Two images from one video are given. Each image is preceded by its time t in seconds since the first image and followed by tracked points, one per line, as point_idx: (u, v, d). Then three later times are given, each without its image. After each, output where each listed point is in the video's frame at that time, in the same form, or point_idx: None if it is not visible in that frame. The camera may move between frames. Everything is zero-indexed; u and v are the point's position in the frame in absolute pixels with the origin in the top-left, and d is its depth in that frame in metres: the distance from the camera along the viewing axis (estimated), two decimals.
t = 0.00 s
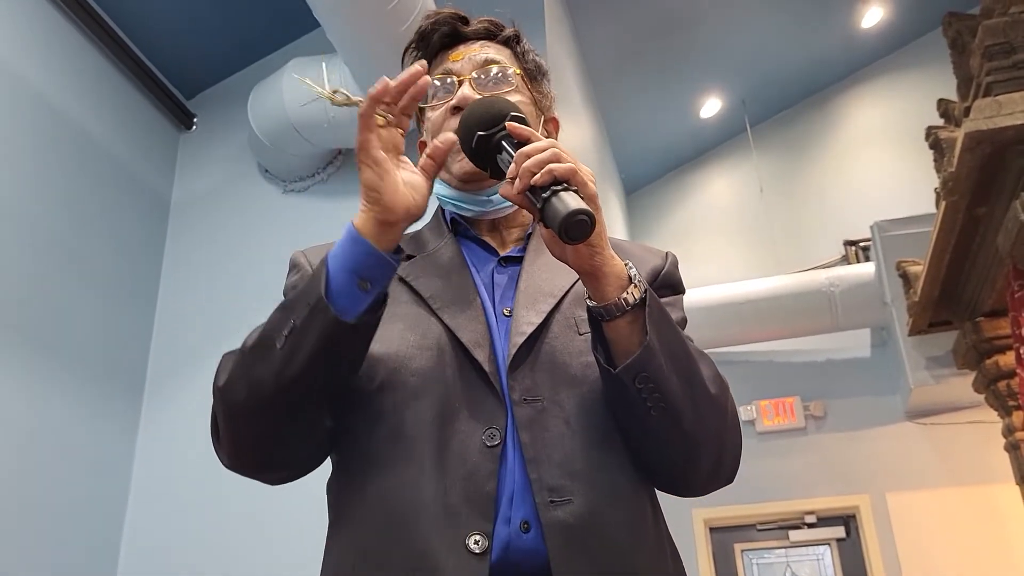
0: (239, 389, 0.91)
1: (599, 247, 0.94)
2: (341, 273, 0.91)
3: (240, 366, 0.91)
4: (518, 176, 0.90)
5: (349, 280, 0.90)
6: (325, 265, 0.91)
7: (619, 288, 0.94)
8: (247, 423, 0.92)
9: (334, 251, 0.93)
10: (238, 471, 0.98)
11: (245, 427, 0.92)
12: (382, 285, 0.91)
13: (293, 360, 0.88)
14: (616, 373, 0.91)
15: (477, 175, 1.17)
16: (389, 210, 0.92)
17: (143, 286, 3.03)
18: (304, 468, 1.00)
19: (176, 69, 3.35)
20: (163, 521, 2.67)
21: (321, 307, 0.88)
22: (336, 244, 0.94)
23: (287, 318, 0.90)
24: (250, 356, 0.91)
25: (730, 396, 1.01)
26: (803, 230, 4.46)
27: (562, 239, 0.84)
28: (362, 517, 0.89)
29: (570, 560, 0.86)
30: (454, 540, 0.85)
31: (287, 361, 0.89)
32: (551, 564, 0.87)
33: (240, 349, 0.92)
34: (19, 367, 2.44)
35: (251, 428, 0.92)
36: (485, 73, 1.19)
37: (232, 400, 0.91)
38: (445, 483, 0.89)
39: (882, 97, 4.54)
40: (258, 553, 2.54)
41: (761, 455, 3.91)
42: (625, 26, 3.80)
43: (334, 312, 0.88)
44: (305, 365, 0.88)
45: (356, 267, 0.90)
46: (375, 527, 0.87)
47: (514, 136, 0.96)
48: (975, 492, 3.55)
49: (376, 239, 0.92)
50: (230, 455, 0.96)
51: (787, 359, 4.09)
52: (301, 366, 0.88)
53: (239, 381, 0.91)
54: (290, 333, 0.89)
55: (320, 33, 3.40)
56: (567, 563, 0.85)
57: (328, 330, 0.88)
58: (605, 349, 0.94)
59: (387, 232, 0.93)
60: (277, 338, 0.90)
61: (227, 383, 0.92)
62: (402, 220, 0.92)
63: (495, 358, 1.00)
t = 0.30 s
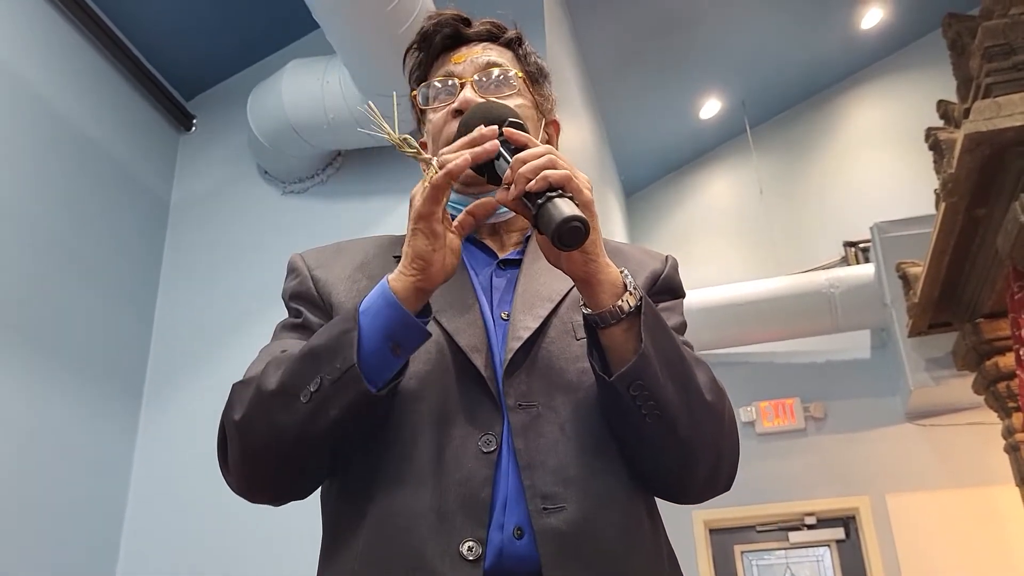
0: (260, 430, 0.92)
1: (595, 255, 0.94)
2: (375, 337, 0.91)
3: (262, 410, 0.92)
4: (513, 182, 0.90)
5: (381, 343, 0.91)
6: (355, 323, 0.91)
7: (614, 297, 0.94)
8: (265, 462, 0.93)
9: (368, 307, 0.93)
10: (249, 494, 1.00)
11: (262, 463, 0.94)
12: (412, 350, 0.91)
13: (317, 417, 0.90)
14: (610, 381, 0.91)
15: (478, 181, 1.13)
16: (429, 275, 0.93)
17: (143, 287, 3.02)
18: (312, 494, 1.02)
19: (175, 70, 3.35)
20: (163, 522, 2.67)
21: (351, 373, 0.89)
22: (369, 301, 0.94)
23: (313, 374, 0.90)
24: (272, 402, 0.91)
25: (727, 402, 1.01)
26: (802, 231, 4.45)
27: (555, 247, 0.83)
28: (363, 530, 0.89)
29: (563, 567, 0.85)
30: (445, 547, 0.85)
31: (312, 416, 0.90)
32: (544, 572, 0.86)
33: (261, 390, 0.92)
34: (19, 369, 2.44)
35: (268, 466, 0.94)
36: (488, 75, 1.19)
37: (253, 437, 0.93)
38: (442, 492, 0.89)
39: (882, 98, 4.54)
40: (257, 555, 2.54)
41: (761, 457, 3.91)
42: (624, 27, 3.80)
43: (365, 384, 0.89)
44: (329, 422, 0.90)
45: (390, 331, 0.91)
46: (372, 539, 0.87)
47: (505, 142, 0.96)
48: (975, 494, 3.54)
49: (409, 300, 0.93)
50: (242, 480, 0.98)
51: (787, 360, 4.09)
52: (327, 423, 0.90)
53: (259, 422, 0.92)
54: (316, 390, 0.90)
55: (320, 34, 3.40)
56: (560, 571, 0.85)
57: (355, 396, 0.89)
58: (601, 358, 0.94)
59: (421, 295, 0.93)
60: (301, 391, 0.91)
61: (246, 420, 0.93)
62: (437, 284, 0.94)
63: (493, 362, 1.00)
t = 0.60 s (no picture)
0: (262, 444, 0.91)
1: (583, 265, 0.94)
2: (380, 355, 0.91)
3: (265, 422, 0.91)
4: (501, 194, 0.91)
5: (386, 362, 0.91)
6: (360, 342, 0.91)
7: (604, 304, 0.94)
8: (266, 474, 0.93)
9: (374, 324, 0.93)
10: (247, 502, 0.99)
11: (263, 475, 0.93)
12: (417, 369, 0.92)
13: (322, 434, 0.89)
14: (602, 389, 0.91)
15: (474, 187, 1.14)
16: (435, 298, 0.94)
17: (142, 287, 3.03)
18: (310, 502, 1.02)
19: (174, 71, 3.36)
20: (161, 522, 2.68)
21: (358, 392, 0.89)
22: (376, 317, 0.94)
23: (319, 391, 0.90)
24: (276, 416, 0.91)
25: (722, 405, 1.01)
26: (802, 232, 4.45)
27: (541, 256, 0.85)
28: (360, 535, 0.89)
29: (559, 569, 0.85)
30: (444, 547, 0.85)
31: (317, 432, 0.89)
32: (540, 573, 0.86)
33: (264, 404, 0.92)
34: (20, 369, 2.45)
35: (269, 479, 0.93)
36: (487, 83, 1.19)
37: (255, 449, 0.92)
38: (440, 493, 0.89)
39: (880, 99, 4.55)
40: (253, 556, 2.54)
41: (759, 457, 3.91)
42: (623, 28, 3.81)
43: (370, 404, 0.89)
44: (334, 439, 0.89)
45: (395, 351, 0.91)
46: (371, 542, 0.87)
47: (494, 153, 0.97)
48: (973, 495, 3.54)
49: (414, 321, 0.93)
50: (241, 489, 0.97)
51: (785, 361, 4.09)
52: (331, 440, 0.90)
53: (262, 435, 0.91)
54: (322, 407, 0.90)
55: (317, 35, 3.40)
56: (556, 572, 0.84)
57: (360, 414, 0.89)
58: (593, 365, 0.94)
59: (426, 317, 0.94)
60: (306, 407, 0.90)
61: (249, 432, 0.92)
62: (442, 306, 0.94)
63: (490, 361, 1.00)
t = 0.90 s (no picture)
0: (265, 447, 0.91)
1: (568, 269, 0.94)
2: (383, 355, 0.91)
3: (268, 425, 0.91)
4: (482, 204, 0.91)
5: (389, 362, 0.91)
6: (366, 342, 0.91)
7: (591, 308, 0.94)
8: (269, 478, 0.93)
9: (377, 326, 0.93)
10: (247, 507, 0.98)
11: (266, 479, 0.93)
12: (420, 368, 0.92)
13: (326, 435, 0.89)
14: (592, 391, 0.92)
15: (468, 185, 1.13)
16: (437, 299, 0.93)
17: (141, 288, 3.03)
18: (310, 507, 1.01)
19: (173, 72, 3.35)
20: (160, 523, 2.68)
21: (361, 392, 0.89)
22: (379, 320, 0.94)
23: (324, 392, 0.90)
24: (280, 419, 0.91)
25: (717, 405, 1.01)
26: (801, 233, 4.46)
27: (521, 265, 0.84)
28: (362, 538, 0.88)
29: (556, 568, 0.85)
30: (444, 545, 0.85)
31: (321, 434, 0.90)
32: (539, 571, 0.86)
33: (267, 407, 0.92)
34: (19, 370, 2.45)
35: (272, 483, 0.93)
36: (474, 81, 1.20)
37: (256, 453, 0.92)
38: (440, 493, 0.88)
39: (878, 101, 4.55)
40: (253, 557, 2.54)
41: (758, 459, 3.92)
42: (621, 28, 3.80)
43: (375, 402, 0.90)
44: (338, 441, 0.89)
45: (398, 351, 0.91)
46: (373, 543, 0.86)
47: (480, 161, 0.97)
48: (972, 496, 3.54)
49: (419, 323, 0.93)
50: (242, 494, 0.96)
51: (784, 362, 4.09)
52: (336, 441, 0.90)
53: (266, 438, 0.91)
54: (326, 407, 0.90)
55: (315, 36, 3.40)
56: (553, 571, 0.84)
57: (365, 414, 0.89)
58: (584, 367, 0.95)
59: (430, 319, 0.93)
60: (310, 408, 0.90)
61: (251, 436, 0.92)
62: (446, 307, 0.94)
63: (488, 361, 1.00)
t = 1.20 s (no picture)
0: (269, 447, 0.91)
1: (560, 280, 0.94)
2: (392, 357, 0.92)
3: (272, 425, 0.91)
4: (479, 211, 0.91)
5: (397, 364, 0.92)
6: (374, 343, 0.92)
7: (583, 317, 0.94)
8: (271, 478, 0.92)
9: (383, 329, 0.94)
10: (247, 507, 0.98)
11: (268, 478, 0.92)
12: (428, 369, 0.92)
13: (332, 436, 0.89)
14: (588, 398, 0.92)
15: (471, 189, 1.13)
16: (444, 302, 0.93)
17: (140, 289, 3.03)
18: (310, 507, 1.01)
19: (172, 72, 3.36)
20: (160, 523, 2.67)
21: (369, 393, 0.90)
22: (387, 322, 0.94)
23: (331, 393, 0.91)
24: (284, 419, 0.91)
25: (715, 409, 1.01)
26: (801, 234, 4.46)
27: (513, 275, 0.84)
28: (365, 537, 0.88)
29: (555, 569, 0.85)
30: (444, 544, 0.84)
31: (326, 434, 0.89)
32: (539, 571, 0.86)
33: (272, 407, 0.91)
34: (19, 370, 2.45)
35: (274, 483, 0.92)
36: (477, 84, 1.19)
37: (259, 453, 0.92)
38: (442, 492, 0.88)
39: (877, 101, 4.56)
40: (252, 557, 2.54)
41: (757, 459, 3.92)
42: (621, 28, 3.80)
43: (383, 402, 0.90)
44: (344, 441, 0.89)
45: (406, 353, 0.92)
46: (378, 543, 0.86)
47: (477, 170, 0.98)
48: (971, 496, 3.54)
49: (426, 324, 0.93)
50: (242, 493, 0.96)
51: (783, 362, 4.09)
52: (340, 442, 0.89)
53: (270, 438, 0.91)
54: (333, 407, 0.90)
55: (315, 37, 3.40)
56: (554, 571, 0.84)
57: (370, 414, 0.89)
58: (579, 374, 0.95)
59: (437, 321, 0.94)
60: (316, 409, 0.91)
61: (255, 437, 0.92)
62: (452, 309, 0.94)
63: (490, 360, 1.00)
